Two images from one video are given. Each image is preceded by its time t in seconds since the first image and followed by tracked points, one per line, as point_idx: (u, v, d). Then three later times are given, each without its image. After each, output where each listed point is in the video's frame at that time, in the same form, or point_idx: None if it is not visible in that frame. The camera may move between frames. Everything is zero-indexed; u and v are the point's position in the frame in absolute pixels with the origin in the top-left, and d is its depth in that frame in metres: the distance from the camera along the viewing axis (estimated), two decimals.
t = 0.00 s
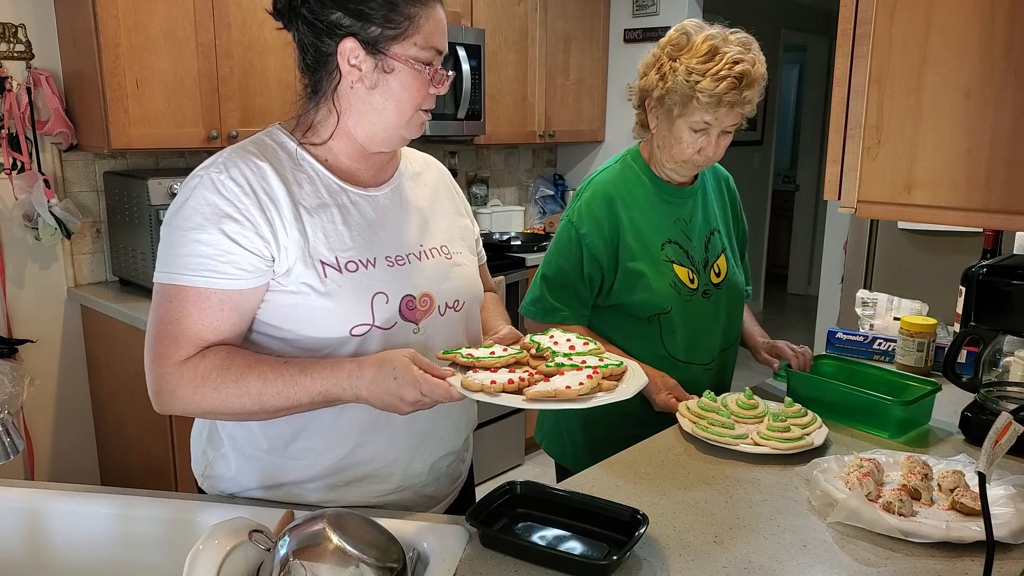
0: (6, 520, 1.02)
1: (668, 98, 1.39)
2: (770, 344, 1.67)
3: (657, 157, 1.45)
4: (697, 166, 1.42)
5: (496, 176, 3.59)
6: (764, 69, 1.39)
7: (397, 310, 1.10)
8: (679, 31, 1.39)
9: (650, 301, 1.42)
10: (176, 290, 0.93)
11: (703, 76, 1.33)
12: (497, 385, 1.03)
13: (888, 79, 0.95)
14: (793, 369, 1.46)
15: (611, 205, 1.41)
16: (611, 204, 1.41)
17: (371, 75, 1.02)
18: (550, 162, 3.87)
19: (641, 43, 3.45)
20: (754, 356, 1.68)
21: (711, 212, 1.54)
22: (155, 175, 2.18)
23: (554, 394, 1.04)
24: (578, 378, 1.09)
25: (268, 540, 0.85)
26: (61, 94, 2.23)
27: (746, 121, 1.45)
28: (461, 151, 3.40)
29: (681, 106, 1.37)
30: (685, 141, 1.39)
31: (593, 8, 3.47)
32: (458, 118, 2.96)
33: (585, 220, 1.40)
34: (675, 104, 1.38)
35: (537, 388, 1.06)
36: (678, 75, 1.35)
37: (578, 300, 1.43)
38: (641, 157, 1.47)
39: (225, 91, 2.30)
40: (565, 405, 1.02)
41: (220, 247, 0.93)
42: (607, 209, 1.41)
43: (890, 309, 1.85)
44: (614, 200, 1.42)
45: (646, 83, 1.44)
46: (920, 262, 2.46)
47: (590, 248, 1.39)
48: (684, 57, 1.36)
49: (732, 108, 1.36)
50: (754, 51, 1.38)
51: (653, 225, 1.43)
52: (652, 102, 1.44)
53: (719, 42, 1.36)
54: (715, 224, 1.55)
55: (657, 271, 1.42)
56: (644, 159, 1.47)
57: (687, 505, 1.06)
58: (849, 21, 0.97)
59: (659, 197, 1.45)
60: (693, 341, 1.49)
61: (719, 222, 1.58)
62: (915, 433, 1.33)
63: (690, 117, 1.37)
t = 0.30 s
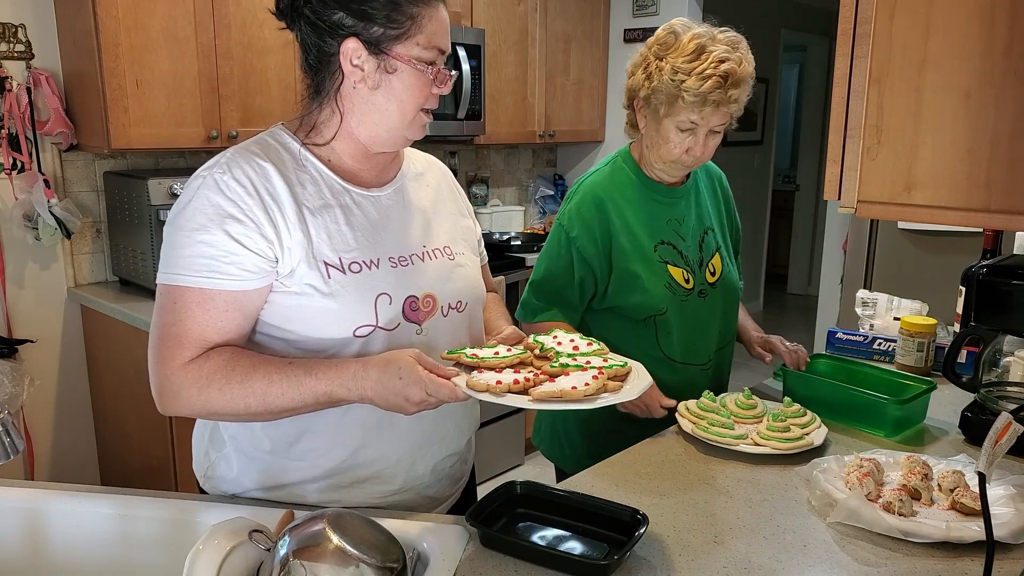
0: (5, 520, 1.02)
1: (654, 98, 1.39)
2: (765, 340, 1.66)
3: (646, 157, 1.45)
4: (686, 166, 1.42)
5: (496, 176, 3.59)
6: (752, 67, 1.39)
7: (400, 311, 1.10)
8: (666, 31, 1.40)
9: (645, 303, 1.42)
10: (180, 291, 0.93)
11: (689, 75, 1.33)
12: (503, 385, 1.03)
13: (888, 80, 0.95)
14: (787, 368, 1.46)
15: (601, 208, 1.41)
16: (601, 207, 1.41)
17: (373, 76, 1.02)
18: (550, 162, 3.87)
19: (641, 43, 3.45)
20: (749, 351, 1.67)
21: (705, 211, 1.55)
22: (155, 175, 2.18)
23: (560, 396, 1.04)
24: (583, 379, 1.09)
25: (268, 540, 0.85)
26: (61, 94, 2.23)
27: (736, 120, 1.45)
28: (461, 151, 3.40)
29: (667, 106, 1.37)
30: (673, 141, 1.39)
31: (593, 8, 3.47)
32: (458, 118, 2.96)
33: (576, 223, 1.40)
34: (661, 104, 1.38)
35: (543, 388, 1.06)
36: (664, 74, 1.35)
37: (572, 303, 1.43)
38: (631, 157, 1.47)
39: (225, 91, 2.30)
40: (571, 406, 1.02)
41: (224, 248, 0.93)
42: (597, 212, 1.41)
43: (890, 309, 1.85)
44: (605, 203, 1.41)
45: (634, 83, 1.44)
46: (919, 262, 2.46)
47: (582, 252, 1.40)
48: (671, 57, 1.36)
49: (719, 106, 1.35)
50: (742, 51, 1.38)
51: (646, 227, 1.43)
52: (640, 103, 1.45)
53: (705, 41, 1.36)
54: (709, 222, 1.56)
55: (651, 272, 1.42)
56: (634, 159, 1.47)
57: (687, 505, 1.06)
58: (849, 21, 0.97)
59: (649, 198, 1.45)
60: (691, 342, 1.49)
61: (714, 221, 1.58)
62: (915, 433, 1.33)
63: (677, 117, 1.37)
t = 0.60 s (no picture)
0: (5, 520, 1.02)
1: (645, 97, 1.39)
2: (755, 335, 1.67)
3: (640, 157, 1.45)
4: (679, 166, 1.43)
5: (496, 176, 3.59)
6: (743, 64, 1.39)
7: (400, 311, 1.09)
8: (657, 30, 1.40)
9: (649, 303, 1.42)
10: (180, 290, 0.93)
11: (679, 73, 1.33)
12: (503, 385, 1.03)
13: (888, 80, 0.95)
14: (782, 368, 1.46)
15: (604, 209, 1.40)
16: (603, 207, 1.40)
17: (350, 69, 1.01)
18: (550, 162, 3.86)
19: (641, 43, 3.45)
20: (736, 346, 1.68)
21: (700, 209, 1.55)
22: (155, 175, 2.18)
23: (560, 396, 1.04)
24: (582, 380, 1.09)
25: (268, 540, 0.85)
26: (61, 94, 2.23)
27: (729, 117, 1.45)
28: (461, 151, 3.40)
29: (659, 104, 1.38)
30: (665, 140, 1.39)
31: (593, 8, 3.46)
32: (458, 118, 2.96)
33: (582, 225, 1.37)
34: (652, 103, 1.38)
35: (541, 389, 1.05)
36: (654, 73, 1.36)
37: (585, 309, 1.38)
38: (624, 158, 1.47)
39: (225, 91, 2.30)
40: (569, 406, 1.01)
41: (224, 248, 0.93)
42: (599, 213, 1.40)
43: (890, 309, 1.85)
44: (606, 204, 1.40)
45: (625, 82, 1.44)
46: (919, 262, 2.46)
47: (591, 255, 1.37)
48: (661, 55, 1.36)
49: (710, 104, 1.35)
50: (732, 49, 1.38)
51: (645, 227, 1.44)
52: (632, 102, 1.45)
53: (696, 39, 1.36)
54: (705, 220, 1.56)
55: (653, 272, 1.42)
56: (627, 159, 1.47)
57: (687, 505, 1.06)
58: (849, 21, 0.97)
59: (647, 198, 1.45)
60: (690, 341, 1.50)
61: (709, 219, 1.58)
62: (915, 433, 1.33)
63: (668, 116, 1.37)
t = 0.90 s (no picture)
0: (5, 520, 1.02)
1: (651, 97, 1.40)
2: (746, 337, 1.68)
3: (646, 158, 1.45)
4: (684, 165, 1.43)
5: (496, 176, 3.59)
6: (749, 65, 1.39)
7: (396, 312, 1.09)
8: (663, 30, 1.39)
9: (655, 303, 1.42)
10: (175, 290, 0.93)
11: (684, 74, 1.33)
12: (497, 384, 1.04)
13: (888, 80, 0.95)
14: (782, 368, 1.46)
15: (612, 207, 1.40)
16: (609, 207, 1.40)
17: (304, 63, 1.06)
18: (550, 162, 3.86)
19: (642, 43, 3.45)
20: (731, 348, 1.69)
21: (705, 209, 1.55)
22: (155, 175, 2.18)
23: (552, 398, 1.04)
24: (578, 381, 1.09)
25: (268, 540, 0.85)
26: (61, 94, 2.23)
27: (734, 118, 1.45)
28: (461, 151, 3.40)
29: (664, 104, 1.38)
30: (670, 140, 1.39)
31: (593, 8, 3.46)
32: (458, 118, 2.96)
33: (588, 224, 1.38)
34: (657, 103, 1.39)
35: (536, 390, 1.05)
36: (660, 73, 1.36)
37: (590, 308, 1.38)
38: (630, 158, 1.47)
39: (225, 91, 2.31)
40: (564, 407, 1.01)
41: (219, 248, 0.93)
42: (606, 212, 1.40)
43: (890, 309, 1.85)
44: (613, 204, 1.40)
45: (631, 82, 1.44)
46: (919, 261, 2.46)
47: (598, 254, 1.37)
48: (667, 56, 1.36)
49: (715, 105, 1.36)
50: (738, 49, 1.38)
51: (652, 227, 1.44)
52: (637, 102, 1.45)
53: (702, 40, 1.36)
54: (710, 220, 1.56)
55: (660, 272, 1.42)
56: (632, 158, 1.47)
57: (687, 506, 1.06)
58: (849, 21, 0.97)
59: (653, 197, 1.45)
60: (695, 340, 1.50)
61: (714, 219, 1.59)
62: (915, 433, 1.33)
63: (673, 116, 1.37)
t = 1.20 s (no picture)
0: (5, 520, 1.02)
1: (655, 92, 1.40)
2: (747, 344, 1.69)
3: (651, 155, 1.45)
4: (689, 162, 1.43)
5: (496, 176, 3.59)
6: (752, 58, 1.40)
7: (393, 313, 1.09)
8: (666, 27, 1.41)
9: (660, 298, 1.41)
10: (173, 293, 0.93)
11: (688, 66, 1.34)
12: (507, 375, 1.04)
13: (888, 80, 0.95)
14: (782, 368, 1.46)
15: (615, 202, 1.40)
16: (613, 202, 1.40)
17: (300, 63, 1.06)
18: (550, 162, 3.86)
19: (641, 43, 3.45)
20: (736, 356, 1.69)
21: (710, 208, 1.55)
22: (155, 175, 2.18)
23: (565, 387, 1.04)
24: (589, 372, 1.09)
25: (268, 540, 0.85)
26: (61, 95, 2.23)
27: (738, 113, 1.45)
28: (461, 151, 3.40)
29: (668, 99, 1.38)
30: (675, 135, 1.39)
31: (593, 8, 3.46)
32: (458, 118, 2.96)
33: (592, 219, 1.38)
34: (662, 97, 1.39)
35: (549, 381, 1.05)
36: (664, 67, 1.37)
37: (592, 303, 1.39)
38: (635, 155, 1.48)
39: (225, 91, 2.31)
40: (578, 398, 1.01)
41: (216, 250, 0.93)
42: (610, 208, 1.39)
43: (890, 309, 1.85)
44: (617, 199, 1.40)
45: (635, 79, 1.45)
46: (919, 261, 2.46)
47: (602, 249, 1.37)
48: (670, 51, 1.37)
49: (719, 97, 1.36)
50: (740, 42, 1.39)
51: (656, 222, 1.43)
52: (642, 98, 1.46)
53: (704, 34, 1.37)
54: (715, 219, 1.56)
55: (666, 267, 1.42)
56: (637, 156, 1.48)
57: (687, 506, 1.06)
58: (849, 21, 0.97)
59: (658, 193, 1.45)
60: (699, 338, 1.50)
61: (720, 217, 1.58)
62: (914, 433, 1.33)
63: (678, 110, 1.38)
